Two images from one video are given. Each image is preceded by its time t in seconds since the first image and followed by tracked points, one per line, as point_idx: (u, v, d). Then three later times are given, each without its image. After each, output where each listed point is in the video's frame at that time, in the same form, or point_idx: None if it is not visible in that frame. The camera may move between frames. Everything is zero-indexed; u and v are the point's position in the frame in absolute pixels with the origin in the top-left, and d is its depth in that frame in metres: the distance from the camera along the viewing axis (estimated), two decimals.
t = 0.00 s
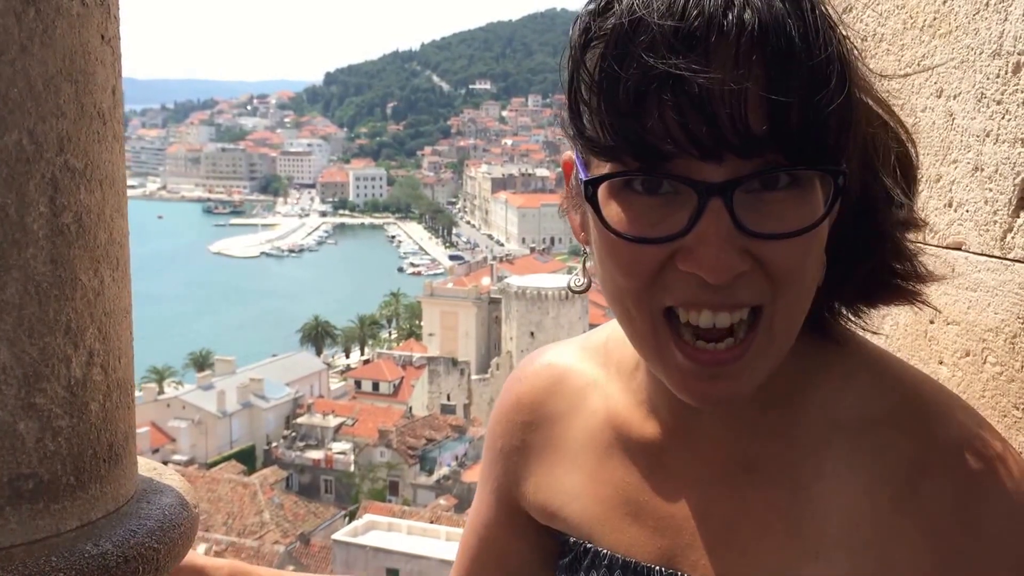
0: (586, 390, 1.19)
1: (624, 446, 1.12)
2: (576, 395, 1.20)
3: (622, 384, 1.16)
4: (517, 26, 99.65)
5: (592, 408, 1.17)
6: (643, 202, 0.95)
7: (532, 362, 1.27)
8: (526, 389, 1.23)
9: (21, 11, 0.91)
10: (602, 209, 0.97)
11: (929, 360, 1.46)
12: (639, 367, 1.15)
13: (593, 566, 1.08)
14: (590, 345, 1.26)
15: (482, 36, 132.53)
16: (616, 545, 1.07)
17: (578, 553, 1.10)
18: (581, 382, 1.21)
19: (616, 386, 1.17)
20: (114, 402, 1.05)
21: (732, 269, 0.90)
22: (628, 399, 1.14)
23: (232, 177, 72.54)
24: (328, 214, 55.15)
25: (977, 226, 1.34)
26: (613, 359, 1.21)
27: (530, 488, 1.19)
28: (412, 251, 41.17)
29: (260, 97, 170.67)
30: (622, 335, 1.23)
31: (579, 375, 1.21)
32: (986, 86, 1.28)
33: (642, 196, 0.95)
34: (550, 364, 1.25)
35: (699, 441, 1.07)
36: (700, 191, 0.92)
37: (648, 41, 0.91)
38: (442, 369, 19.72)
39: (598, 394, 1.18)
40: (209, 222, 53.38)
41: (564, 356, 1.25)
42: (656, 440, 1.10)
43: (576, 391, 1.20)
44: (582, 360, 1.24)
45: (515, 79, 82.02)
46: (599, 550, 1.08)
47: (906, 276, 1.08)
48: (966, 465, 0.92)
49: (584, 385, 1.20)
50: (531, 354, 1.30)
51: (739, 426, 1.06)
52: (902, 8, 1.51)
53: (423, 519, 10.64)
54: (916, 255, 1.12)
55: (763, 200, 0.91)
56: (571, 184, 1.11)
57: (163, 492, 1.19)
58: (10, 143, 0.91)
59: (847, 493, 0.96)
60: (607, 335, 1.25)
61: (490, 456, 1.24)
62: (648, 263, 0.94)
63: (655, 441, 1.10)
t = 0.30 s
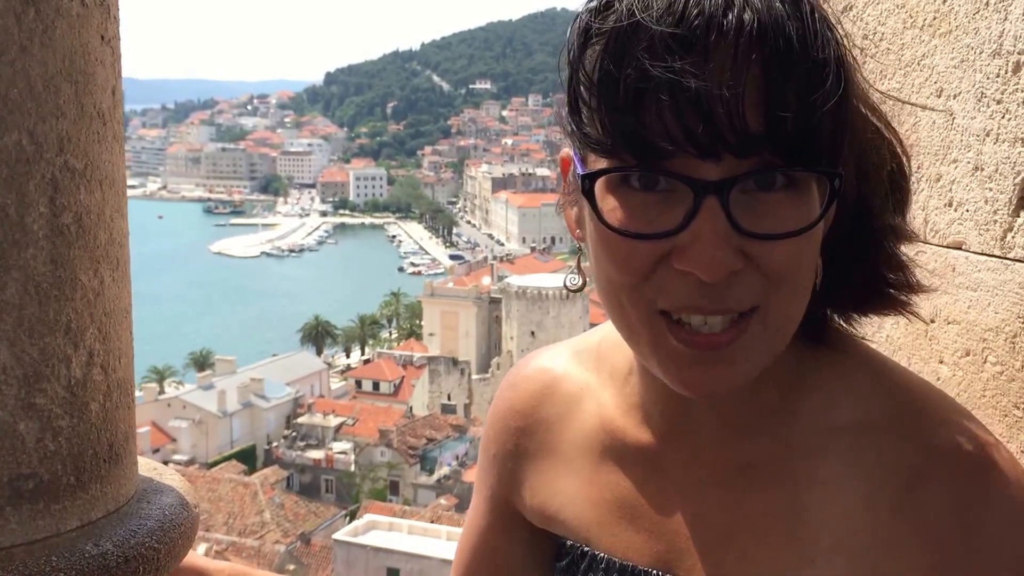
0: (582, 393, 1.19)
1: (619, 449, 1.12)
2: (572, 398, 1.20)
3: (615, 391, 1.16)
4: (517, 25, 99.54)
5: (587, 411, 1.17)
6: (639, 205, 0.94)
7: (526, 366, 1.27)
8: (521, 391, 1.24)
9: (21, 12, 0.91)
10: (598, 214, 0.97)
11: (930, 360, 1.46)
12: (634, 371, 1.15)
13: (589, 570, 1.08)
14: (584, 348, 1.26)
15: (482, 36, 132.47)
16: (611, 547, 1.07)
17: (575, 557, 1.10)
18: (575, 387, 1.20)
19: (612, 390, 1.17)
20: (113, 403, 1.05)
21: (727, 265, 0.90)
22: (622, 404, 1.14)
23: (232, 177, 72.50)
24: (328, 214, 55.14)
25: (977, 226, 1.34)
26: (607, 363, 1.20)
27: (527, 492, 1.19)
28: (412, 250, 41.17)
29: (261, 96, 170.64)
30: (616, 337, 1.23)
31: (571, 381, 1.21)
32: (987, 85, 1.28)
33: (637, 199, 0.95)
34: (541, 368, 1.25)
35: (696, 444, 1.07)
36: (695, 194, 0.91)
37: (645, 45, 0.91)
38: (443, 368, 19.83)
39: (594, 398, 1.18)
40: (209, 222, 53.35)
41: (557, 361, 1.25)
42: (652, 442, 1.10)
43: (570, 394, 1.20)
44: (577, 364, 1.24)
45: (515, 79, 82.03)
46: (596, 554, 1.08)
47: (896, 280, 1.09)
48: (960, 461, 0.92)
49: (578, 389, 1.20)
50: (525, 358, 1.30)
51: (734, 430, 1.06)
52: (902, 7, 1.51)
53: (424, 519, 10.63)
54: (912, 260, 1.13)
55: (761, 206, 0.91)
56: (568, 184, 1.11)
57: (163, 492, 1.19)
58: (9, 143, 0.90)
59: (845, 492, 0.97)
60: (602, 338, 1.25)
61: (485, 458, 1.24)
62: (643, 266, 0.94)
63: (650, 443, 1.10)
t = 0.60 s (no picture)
0: (585, 394, 1.19)
1: (624, 449, 1.12)
2: (575, 397, 1.20)
3: (620, 387, 1.16)
4: (517, 25, 99.47)
5: (591, 410, 1.17)
6: (644, 206, 0.94)
7: (526, 366, 1.27)
8: (522, 390, 1.24)
9: (21, 12, 0.91)
10: (605, 215, 0.97)
11: (931, 359, 1.46)
12: (638, 369, 1.15)
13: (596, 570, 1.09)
14: (586, 348, 1.26)
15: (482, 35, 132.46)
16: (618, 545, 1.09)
17: (582, 556, 1.11)
18: (578, 387, 1.20)
19: (614, 390, 1.17)
20: (115, 402, 1.05)
21: (738, 264, 0.90)
22: (628, 402, 1.14)
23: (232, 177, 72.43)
24: (328, 214, 55.15)
25: (976, 225, 1.34)
26: (609, 363, 1.20)
27: (528, 493, 1.19)
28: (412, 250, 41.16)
29: (261, 97, 170.62)
30: (618, 337, 1.23)
31: (574, 381, 1.21)
32: (987, 84, 1.28)
33: (643, 200, 0.95)
34: (539, 369, 1.25)
35: (700, 442, 1.08)
36: (700, 196, 0.91)
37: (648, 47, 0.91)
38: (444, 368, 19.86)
39: (599, 397, 1.18)
40: (209, 222, 53.37)
41: (558, 361, 1.25)
42: (656, 441, 1.10)
43: (573, 395, 1.20)
44: (578, 364, 1.24)
45: (515, 79, 82.05)
46: (603, 552, 1.09)
47: (903, 272, 1.09)
48: (970, 457, 0.92)
49: (580, 390, 1.20)
50: (524, 358, 1.30)
51: (738, 428, 1.06)
52: (901, 7, 1.51)
53: (425, 518, 10.62)
54: (919, 256, 1.12)
55: (769, 206, 0.91)
56: (574, 178, 1.12)
57: (165, 492, 1.19)
58: (10, 144, 0.91)
59: (850, 490, 0.97)
60: (603, 338, 1.26)
61: (487, 456, 1.23)
62: (648, 265, 0.94)
63: (654, 442, 1.10)
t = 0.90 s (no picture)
0: (586, 394, 1.19)
1: (623, 451, 1.12)
2: (576, 398, 1.19)
3: (621, 386, 1.16)
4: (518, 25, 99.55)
5: (592, 411, 1.17)
6: (644, 211, 0.94)
7: (526, 366, 1.26)
8: (521, 391, 1.23)
9: (21, 13, 0.91)
10: (607, 217, 0.96)
11: (931, 357, 1.46)
12: (639, 370, 1.15)
13: (595, 568, 1.09)
14: (586, 349, 1.26)
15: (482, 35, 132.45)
16: (617, 546, 1.09)
17: (579, 556, 1.11)
18: (578, 386, 1.20)
19: (615, 389, 1.17)
20: (116, 402, 1.06)
21: (735, 272, 0.91)
22: (628, 403, 1.14)
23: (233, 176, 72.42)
24: (329, 213, 55.15)
25: (977, 225, 1.34)
26: (610, 364, 1.20)
27: (529, 493, 1.19)
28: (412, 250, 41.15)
29: (261, 96, 170.62)
30: (618, 338, 1.23)
31: (575, 381, 1.21)
32: (987, 84, 1.28)
33: (642, 205, 0.95)
34: (539, 370, 1.24)
35: (699, 444, 1.08)
36: (702, 201, 0.91)
37: (647, 56, 0.91)
38: (444, 368, 19.87)
39: (600, 397, 1.17)
40: (210, 222, 53.38)
41: (557, 361, 1.25)
42: (656, 443, 1.10)
43: (573, 395, 1.20)
44: (579, 365, 1.23)
45: (515, 78, 82.00)
46: (602, 550, 1.09)
47: (906, 271, 1.09)
48: (968, 457, 0.92)
49: (580, 390, 1.20)
50: (524, 359, 1.29)
51: (740, 428, 1.06)
52: (902, 7, 1.51)
53: (425, 518, 10.62)
54: (919, 256, 1.12)
55: (768, 213, 0.91)
56: (572, 185, 1.12)
57: (165, 492, 1.19)
58: (10, 144, 0.91)
59: (849, 492, 0.97)
60: (602, 339, 1.25)
61: (487, 456, 1.23)
62: (649, 270, 0.94)
63: (654, 443, 1.10)
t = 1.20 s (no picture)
0: (587, 394, 1.18)
1: (626, 451, 1.11)
2: (577, 400, 1.19)
3: (623, 385, 1.16)
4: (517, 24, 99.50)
5: (593, 411, 1.17)
6: (637, 203, 0.95)
7: (531, 365, 1.26)
8: (524, 393, 1.23)
9: (20, 11, 0.91)
10: (596, 204, 0.97)
11: (932, 358, 1.46)
12: (641, 369, 1.14)
13: (596, 568, 1.09)
14: (590, 348, 1.25)
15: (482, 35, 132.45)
16: (619, 545, 1.09)
17: (581, 555, 1.11)
18: (580, 386, 1.20)
19: (618, 389, 1.16)
20: (115, 403, 1.05)
21: (726, 268, 0.91)
22: (629, 401, 1.14)
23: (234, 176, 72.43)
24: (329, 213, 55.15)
25: (977, 224, 1.34)
26: (613, 363, 1.20)
27: (530, 492, 1.19)
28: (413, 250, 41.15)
29: (261, 96, 170.62)
30: (621, 337, 1.23)
31: (577, 381, 1.20)
32: (987, 83, 1.28)
33: (639, 193, 0.95)
34: (543, 369, 1.24)
35: (699, 443, 1.07)
36: (690, 192, 0.92)
37: (635, 52, 0.91)
38: (444, 368, 20.16)
39: (600, 397, 1.17)
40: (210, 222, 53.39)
41: (560, 360, 1.25)
42: (658, 441, 1.09)
43: (575, 396, 1.19)
44: (581, 363, 1.23)
45: (516, 78, 81.99)
46: (602, 550, 1.09)
47: (906, 271, 1.09)
48: (970, 457, 0.92)
49: (582, 390, 1.19)
50: (527, 359, 1.29)
51: (738, 424, 1.06)
52: (902, 7, 1.51)
53: (426, 518, 10.63)
54: (923, 255, 1.12)
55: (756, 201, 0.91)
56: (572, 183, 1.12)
57: (165, 491, 1.19)
58: (9, 143, 0.91)
59: (848, 491, 0.97)
60: (605, 338, 1.25)
61: (491, 457, 1.23)
62: (639, 260, 0.94)
63: (655, 442, 1.10)
